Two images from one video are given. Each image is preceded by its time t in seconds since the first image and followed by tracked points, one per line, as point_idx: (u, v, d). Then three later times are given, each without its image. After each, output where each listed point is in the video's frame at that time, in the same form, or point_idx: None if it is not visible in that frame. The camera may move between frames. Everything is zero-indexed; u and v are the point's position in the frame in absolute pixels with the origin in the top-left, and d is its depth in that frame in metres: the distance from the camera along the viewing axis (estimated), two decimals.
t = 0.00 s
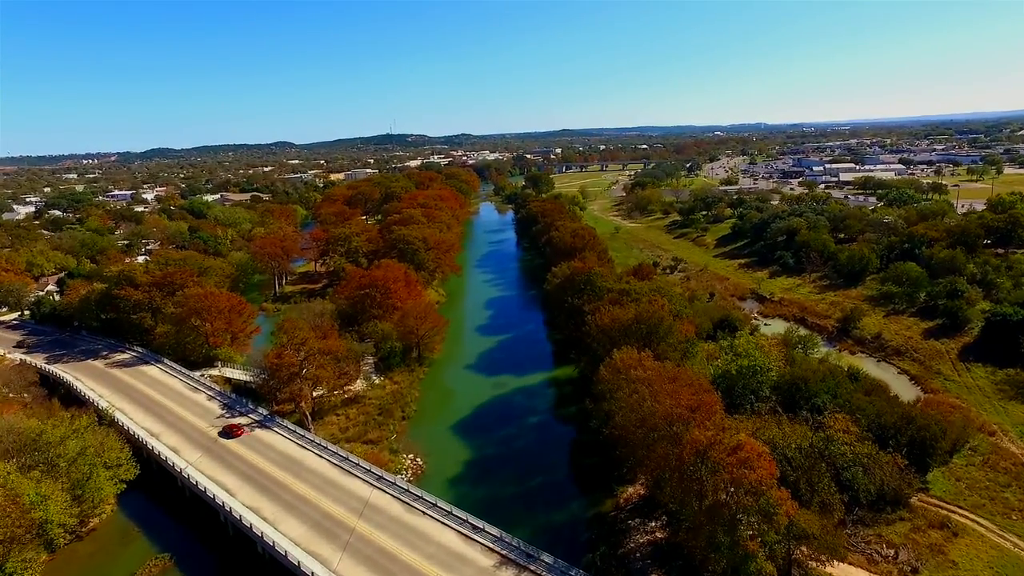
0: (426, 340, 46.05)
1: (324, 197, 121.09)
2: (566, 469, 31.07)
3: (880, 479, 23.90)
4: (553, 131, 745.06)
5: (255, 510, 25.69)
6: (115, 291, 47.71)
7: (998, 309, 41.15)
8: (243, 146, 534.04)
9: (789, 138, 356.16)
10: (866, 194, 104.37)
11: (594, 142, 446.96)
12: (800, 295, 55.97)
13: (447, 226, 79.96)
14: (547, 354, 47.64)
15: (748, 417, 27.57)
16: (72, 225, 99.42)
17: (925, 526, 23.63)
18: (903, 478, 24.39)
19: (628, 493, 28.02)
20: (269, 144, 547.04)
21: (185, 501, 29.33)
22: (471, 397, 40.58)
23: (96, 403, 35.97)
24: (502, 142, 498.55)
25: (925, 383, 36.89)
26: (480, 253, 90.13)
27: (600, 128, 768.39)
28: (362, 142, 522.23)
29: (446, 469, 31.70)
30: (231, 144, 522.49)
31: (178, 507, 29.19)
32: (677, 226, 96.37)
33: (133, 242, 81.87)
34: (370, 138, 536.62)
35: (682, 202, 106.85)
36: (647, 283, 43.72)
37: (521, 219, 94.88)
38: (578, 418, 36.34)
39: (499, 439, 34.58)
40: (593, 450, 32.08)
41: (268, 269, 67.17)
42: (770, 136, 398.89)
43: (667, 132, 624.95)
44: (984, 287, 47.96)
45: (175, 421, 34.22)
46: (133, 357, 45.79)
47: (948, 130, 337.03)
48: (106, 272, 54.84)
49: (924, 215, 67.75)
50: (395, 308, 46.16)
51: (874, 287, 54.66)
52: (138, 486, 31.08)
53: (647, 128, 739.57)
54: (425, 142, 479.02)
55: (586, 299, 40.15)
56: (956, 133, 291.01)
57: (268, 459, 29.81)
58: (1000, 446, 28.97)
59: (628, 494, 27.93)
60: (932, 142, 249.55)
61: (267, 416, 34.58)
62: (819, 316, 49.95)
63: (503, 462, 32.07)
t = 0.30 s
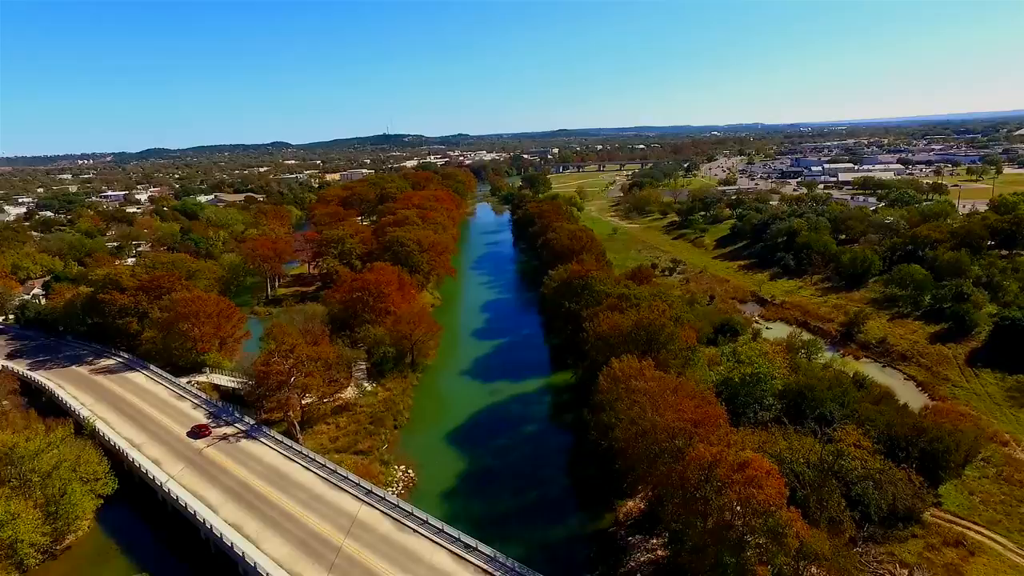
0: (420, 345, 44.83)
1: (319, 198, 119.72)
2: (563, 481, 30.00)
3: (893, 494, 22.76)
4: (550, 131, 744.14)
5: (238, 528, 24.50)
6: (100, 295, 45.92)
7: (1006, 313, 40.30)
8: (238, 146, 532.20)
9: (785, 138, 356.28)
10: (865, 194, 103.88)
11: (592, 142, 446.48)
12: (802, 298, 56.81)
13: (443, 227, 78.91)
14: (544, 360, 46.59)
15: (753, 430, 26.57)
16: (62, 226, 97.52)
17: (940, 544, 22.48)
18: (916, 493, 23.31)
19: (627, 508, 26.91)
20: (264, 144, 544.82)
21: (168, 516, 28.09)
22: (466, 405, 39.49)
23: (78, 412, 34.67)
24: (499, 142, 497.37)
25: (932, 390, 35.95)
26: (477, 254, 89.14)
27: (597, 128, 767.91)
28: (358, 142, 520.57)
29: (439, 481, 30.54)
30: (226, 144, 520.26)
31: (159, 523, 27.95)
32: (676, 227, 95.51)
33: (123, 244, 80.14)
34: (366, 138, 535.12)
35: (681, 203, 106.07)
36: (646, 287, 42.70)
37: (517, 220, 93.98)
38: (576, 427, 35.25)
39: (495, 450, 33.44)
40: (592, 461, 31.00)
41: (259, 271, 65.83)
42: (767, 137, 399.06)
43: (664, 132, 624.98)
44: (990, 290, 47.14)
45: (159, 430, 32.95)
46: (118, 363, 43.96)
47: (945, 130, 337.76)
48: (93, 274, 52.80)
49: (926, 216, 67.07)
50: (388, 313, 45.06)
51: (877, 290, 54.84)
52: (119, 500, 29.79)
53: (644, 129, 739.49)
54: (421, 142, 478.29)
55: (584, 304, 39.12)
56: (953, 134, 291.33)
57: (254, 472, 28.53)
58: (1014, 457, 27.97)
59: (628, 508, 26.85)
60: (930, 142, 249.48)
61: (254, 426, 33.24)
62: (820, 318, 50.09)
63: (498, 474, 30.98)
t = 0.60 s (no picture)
0: (413, 350, 43.62)
1: (314, 198, 118.22)
2: (559, 494, 28.91)
3: (907, 511, 21.69)
4: (547, 131, 743.11)
5: (218, 546, 23.27)
6: (83, 300, 43.97)
7: (1015, 317, 39.47)
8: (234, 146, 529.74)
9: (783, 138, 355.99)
10: (865, 195, 103.16)
11: (589, 142, 446.00)
12: (803, 300, 56.55)
13: (438, 228, 77.74)
14: (540, 366, 45.53)
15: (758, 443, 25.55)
16: (51, 228, 95.46)
17: (956, 563, 21.36)
18: (931, 509, 22.22)
19: (627, 523, 25.81)
20: (260, 144, 542.63)
21: (147, 532, 26.79)
22: (460, 413, 38.36)
23: (57, 421, 33.29)
24: (497, 142, 496.24)
25: (940, 397, 35.04)
26: (473, 255, 88.04)
27: (594, 128, 767.40)
28: (354, 142, 518.57)
29: (431, 494, 29.46)
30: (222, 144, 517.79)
31: (138, 539, 26.64)
32: (674, 228, 94.50)
33: (113, 245, 78.27)
34: (363, 138, 533.36)
35: (679, 204, 105.08)
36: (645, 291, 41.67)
37: (514, 221, 92.95)
38: (574, 437, 34.13)
39: (490, 460, 32.41)
40: (590, 473, 29.91)
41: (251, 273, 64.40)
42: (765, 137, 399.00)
43: (662, 132, 624.58)
44: (996, 293, 46.27)
45: (140, 440, 31.62)
46: (102, 370, 42.24)
47: (942, 130, 338.04)
48: (79, 276, 51.02)
49: (928, 217, 66.25)
50: (381, 317, 43.85)
51: (881, 293, 54.32)
52: (97, 514, 28.44)
53: (642, 129, 739.26)
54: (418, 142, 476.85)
55: (581, 309, 37.98)
56: (951, 134, 291.45)
57: (237, 486, 27.28)
58: None
59: (628, 524, 25.77)
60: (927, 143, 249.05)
61: (239, 437, 31.87)
62: (821, 321, 50.42)
63: (492, 487, 29.88)
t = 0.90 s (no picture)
0: (414, 356, 42.61)
1: (317, 199, 117.41)
2: (563, 509, 27.86)
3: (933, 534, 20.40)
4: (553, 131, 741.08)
5: (205, 564, 22.24)
6: (79, 303, 42.83)
7: None
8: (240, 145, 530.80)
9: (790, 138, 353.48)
10: (876, 195, 101.67)
11: (595, 141, 444.80)
12: (815, 304, 55.35)
13: (442, 229, 76.83)
14: (545, 373, 44.53)
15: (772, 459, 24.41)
16: (54, 228, 94.81)
17: None
18: (960, 532, 20.89)
19: (634, 542, 24.71)
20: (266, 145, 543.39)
21: (134, 546, 25.79)
22: (461, 422, 37.41)
23: (47, 427, 32.29)
24: (503, 142, 495.46)
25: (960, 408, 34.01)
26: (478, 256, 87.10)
27: (600, 128, 764.73)
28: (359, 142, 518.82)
29: (430, 508, 28.51)
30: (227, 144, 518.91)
31: (126, 554, 25.62)
32: (682, 229, 93.20)
33: (114, 246, 77.45)
34: (368, 138, 533.43)
35: (686, 205, 103.76)
36: (653, 296, 40.59)
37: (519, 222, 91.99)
38: (578, 448, 33.04)
39: (491, 473, 31.44)
40: (595, 488, 28.84)
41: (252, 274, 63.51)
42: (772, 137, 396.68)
43: (669, 132, 624.03)
44: (1015, 298, 44.96)
45: (130, 448, 30.57)
46: (97, 374, 40.68)
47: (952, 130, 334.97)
48: (76, 278, 49.99)
49: (943, 218, 64.81)
50: (381, 321, 42.90)
51: (895, 298, 53.23)
52: (85, 525, 27.39)
53: (648, 129, 736.07)
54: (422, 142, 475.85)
55: (586, 314, 36.91)
56: (960, 133, 289.01)
57: (228, 499, 26.27)
58: None
59: (635, 542, 24.68)
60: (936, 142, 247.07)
61: (233, 447, 30.77)
62: (835, 328, 49.68)
63: (493, 501, 28.91)
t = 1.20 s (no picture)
0: (414, 362, 41.64)
1: (321, 200, 116.67)
2: (566, 526, 26.79)
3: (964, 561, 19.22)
4: (558, 131, 739.93)
5: None
6: (74, 306, 42.04)
7: None
8: (247, 146, 533.55)
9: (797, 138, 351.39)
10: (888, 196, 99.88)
11: (602, 141, 443.39)
12: (827, 308, 53.98)
13: (446, 231, 75.92)
14: (549, 379, 43.46)
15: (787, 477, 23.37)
16: (57, 229, 94.43)
17: None
18: (990, 557, 19.55)
19: (640, 561, 23.61)
20: (273, 145, 545.77)
21: (120, 563, 24.80)
22: (462, 431, 36.39)
23: (36, 436, 31.39)
24: (509, 142, 494.58)
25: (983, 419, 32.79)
26: (482, 258, 86.15)
27: (606, 128, 763.10)
28: (366, 142, 519.70)
29: (427, 523, 27.51)
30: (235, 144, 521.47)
31: (111, 570, 24.64)
32: (689, 230, 91.86)
33: (116, 247, 76.80)
34: (374, 138, 534.48)
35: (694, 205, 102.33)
36: (660, 301, 39.50)
37: (523, 223, 90.92)
38: (583, 461, 31.94)
39: (491, 486, 30.41)
40: (600, 504, 27.74)
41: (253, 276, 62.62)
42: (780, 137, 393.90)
43: (675, 132, 621.80)
44: None
45: (120, 458, 29.57)
46: (91, 379, 39.81)
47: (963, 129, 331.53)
48: (73, 279, 49.14)
49: (958, 220, 63.32)
50: (381, 326, 41.95)
51: (910, 302, 51.87)
52: (70, 539, 26.37)
53: (654, 129, 733.86)
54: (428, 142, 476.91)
55: (591, 320, 35.84)
56: (971, 133, 286.07)
57: (217, 513, 25.27)
58: None
59: (641, 562, 23.58)
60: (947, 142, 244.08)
61: (225, 457, 29.78)
62: (848, 332, 48.33)
63: (493, 516, 27.88)
